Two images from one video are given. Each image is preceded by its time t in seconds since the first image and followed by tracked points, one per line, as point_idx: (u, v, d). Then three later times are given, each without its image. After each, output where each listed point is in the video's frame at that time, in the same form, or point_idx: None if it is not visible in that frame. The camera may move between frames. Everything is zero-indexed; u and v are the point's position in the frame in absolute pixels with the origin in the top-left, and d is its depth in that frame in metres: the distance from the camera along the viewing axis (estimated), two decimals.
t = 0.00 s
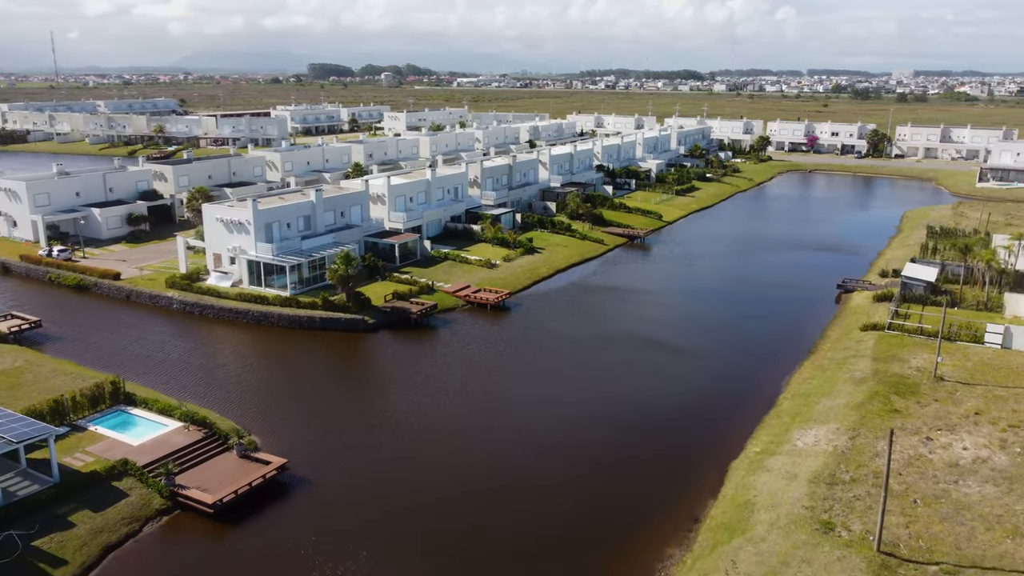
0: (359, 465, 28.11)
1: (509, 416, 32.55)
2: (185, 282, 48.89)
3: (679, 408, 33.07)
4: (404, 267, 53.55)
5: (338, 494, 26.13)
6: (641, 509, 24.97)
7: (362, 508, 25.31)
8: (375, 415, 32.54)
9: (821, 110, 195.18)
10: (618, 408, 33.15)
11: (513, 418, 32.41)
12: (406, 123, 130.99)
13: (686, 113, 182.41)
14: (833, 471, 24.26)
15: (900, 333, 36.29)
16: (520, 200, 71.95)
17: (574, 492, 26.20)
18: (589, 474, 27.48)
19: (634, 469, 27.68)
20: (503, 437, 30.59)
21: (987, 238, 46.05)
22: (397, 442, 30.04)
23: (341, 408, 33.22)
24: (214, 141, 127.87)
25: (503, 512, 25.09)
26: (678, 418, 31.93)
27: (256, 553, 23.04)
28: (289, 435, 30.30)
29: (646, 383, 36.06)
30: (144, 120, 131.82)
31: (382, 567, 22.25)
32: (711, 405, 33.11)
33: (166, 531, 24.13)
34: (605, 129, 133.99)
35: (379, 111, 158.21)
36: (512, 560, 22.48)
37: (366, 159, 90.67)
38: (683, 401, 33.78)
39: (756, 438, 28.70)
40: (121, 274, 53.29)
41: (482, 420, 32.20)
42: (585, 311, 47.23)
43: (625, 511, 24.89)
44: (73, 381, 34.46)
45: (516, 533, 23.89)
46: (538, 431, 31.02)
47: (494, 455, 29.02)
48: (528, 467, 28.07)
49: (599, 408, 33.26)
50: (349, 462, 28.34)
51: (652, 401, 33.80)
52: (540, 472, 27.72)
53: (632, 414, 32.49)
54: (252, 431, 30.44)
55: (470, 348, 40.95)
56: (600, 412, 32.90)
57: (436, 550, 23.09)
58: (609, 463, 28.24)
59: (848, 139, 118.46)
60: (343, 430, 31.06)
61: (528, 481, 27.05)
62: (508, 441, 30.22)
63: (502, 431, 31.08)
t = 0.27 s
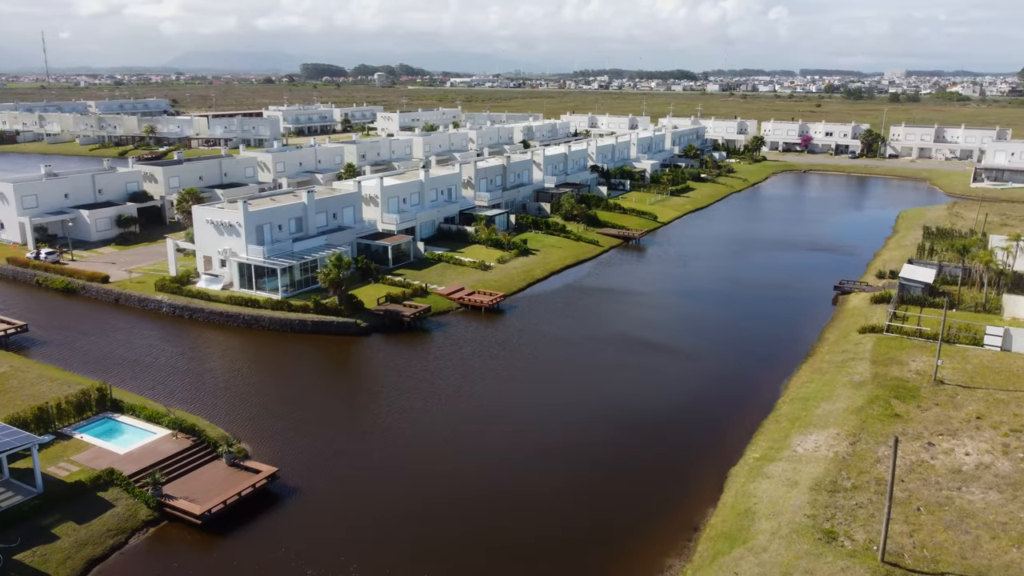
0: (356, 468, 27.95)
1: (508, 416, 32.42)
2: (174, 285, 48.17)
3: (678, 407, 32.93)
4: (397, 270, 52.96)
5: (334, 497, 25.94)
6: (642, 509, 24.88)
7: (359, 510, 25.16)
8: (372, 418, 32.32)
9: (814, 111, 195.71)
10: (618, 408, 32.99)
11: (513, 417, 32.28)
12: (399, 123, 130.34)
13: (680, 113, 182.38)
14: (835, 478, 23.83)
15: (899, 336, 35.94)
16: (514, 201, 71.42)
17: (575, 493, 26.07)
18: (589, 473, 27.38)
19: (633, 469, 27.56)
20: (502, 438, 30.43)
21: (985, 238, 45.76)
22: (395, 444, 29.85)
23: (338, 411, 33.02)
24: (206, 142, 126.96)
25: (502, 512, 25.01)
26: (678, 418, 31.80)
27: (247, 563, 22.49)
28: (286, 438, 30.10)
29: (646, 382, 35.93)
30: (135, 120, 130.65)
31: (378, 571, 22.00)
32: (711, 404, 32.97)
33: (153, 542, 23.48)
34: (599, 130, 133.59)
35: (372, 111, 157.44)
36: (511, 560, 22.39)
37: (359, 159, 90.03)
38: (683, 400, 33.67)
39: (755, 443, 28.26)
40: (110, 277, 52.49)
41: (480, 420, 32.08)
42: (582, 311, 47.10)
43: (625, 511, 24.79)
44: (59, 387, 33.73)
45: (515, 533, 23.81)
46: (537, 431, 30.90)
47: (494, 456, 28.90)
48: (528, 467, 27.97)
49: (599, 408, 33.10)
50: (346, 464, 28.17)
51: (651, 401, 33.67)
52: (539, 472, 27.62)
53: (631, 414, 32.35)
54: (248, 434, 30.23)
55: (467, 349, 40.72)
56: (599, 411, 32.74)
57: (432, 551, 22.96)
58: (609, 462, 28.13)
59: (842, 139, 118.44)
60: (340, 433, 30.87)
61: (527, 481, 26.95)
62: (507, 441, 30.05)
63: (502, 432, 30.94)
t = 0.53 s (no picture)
0: (356, 470, 27.71)
1: (509, 417, 32.21)
2: (163, 289, 47.33)
3: (679, 407, 32.58)
4: (390, 272, 52.26)
5: (332, 498, 25.74)
6: (643, 509, 24.68)
7: (359, 512, 24.94)
8: (371, 420, 32.05)
9: (807, 110, 195.84)
10: (618, 408, 32.79)
11: (512, 418, 32.04)
12: (391, 123, 129.58)
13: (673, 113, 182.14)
14: (837, 487, 23.34)
15: (898, 339, 35.50)
16: (507, 202, 70.80)
17: (575, 492, 25.88)
18: (588, 472, 27.21)
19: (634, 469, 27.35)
20: (502, 438, 30.22)
21: (984, 240, 45.45)
22: (394, 446, 29.61)
23: (337, 414, 32.74)
24: (197, 143, 125.88)
25: (503, 511, 24.85)
26: (680, 417, 31.57)
27: None
28: (284, 442, 29.86)
29: (646, 382, 35.71)
30: (125, 121, 129.33)
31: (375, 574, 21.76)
32: (713, 404, 32.69)
33: (137, 557, 22.76)
34: (592, 130, 133.13)
35: (364, 111, 156.60)
36: (509, 560, 22.21)
37: (351, 160, 89.27)
38: (683, 399, 33.43)
39: (754, 451, 27.58)
40: (97, 281, 51.60)
41: (481, 421, 31.86)
42: (578, 312, 46.85)
43: (625, 511, 24.60)
44: (43, 396, 32.93)
45: (515, 532, 23.66)
46: (536, 431, 30.72)
47: (492, 456, 28.69)
48: (528, 467, 27.79)
49: (600, 407, 32.89)
50: (346, 467, 27.92)
51: (651, 401, 33.46)
52: (538, 472, 27.43)
53: (631, 414, 32.03)
54: (245, 438, 29.98)
55: (465, 351, 40.42)
56: (599, 411, 32.51)
57: (430, 552, 22.78)
58: (609, 462, 27.94)
59: (836, 139, 118.31)
60: (339, 435, 30.60)
61: (527, 481, 26.79)
62: (507, 441, 29.84)
63: (501, 432, 30.74)
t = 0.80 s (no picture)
0: (356, 472, 27.85)
1: (508, 418, 32.46)
2: (151, 294, 46.43)
3: (677, 406, 32.82)
4: (382, 276, 51.52)
5: (332, 500, 25.87)
6: (642, 509, 24.94)
7: (359, 514, 25.09)
8: (370, 422, 32.17)
9: (800, 111, 195.97)
10: (617, 408, 33.08)
11: (511, 420, 32.28)
12: (383, 124, 128.73)
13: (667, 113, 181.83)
14: (841, 498, 22.80)
15: (898, 343, 35.04)
16: (501, 203, 70.15)
17: (575, 492, 26.19)
18: (588, 473, 27.50)
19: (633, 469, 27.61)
20: (502, 439, 30.49)
21: (982, 241, 45.08)
22: (394, 448, 29.76)
23: (336, 416, 32.83)
24: (188, 144, 124.70)
25: (503, 512, 25.12)
26: (678, 416, 31.83)
27: None
28: (284, 444, 29.95)
29: (644, 382, 35.93)
30: (115, 121, 128.04)
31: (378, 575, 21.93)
32: (711, 403, 32.93)
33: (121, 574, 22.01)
34: (586, 130, 132.62)
35: (356, 112, 155.65)
36: (510, 560, 22.50)
37: (343, 161, 88.47)
38: (682, 399, 33.66)
39: (755, 459, 27.03)
40: (84, 285, 50.62)
41: (480, 422, 32.08)
42: (573, 314, 46.57)
43: (625, 512, 24.85)
44: (25, 406, 32.06)
45: (515, 533, 23.93)
46: (534, 432, 30.96)
47: (491, 457, 28.92)
48: (527, 468, 28.07)
49: (599, 408, 33.14)
50: (346, 469, 28.07)
51: (649, 401, 33.74)
52: (538, 472, 27.69)
53: (629, 414, 32.31)
54: (244, 441, 30.05)
55: (462, 352, 40.35)
56: (599, 412, 32.76)
57: (433, 553, 23.00)
58: (609, 462, 28.22)
59: (830, 140, 118.12)
60: (338, 438, 30.70)
61: (526, 482, 27.06)
62: (506, 442, 30.10)
63: (501, 433, 30.99)
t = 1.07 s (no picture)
0: (357, 476, 27.73)
1: (510, 418, 32.46)
2: (138, 299, 45.59)
3: (679, 407, 32.81)
4: (375, 280, 50.82)
5: (332, 503, 25.80)
6: (641, 510, 24.95)
7: (359, 515, 25.03)
8: (370, 424, 32.06)
9: (794, 110, 196.06)
10: (617, 408, 33.08)
11: (511, 420, 32.27)
12: (376, 124, 127.87)
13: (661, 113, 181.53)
14: (845, 509, 22.28)
15: (898, 348, 34.61)
16: (495, 205, 69.52)
17: (575, 494, 26.06)
18: (586, 475, 27.44)
19: (632, 470, 27.61)
20: (500, 441, 30.35)
21: (981, 243, 44.71)
22: (393, 450, 29.71)
23: (337, 418, 32.75)
24: (179, 145, 123.63)
25: (502, 515, 25.00)
26: (678, 417, 31.83)
27: None
28: (284, 448, 29.86)
29: (643, 383, 35.91)
30: (105, 122, 126.86)
31: None
32: (710, 403, 32.93)
33: None
34: (580, 131, 132.12)
35: (349, 112, 154.73)
36: (509, 564, 22.36)
37: (336, 163, 87.59)
38: (681, 400, 33.65)
39: (755, 469, 26.38)
40: (71, 289, 49.73)
41: (481, 423, 32.03)
42: (569, 316, 46.24)
43: (625, 513, 24.85)
44: (8, 415, 31.22)
45: (513, 534, 23.92)
46: (532, 434, 30.83)
47: (488, 460, 28.75)
48: (527, 469, 28.06)
49: (598, 408, 33.19)
50: (346, 472, 27.98)
51: (647, 402, 33.64)
52: (536, 474, 27.53)
53: (628, 416, 32.20)
54: (244, 445, 29.93)
55: (461, 354, 40.10)
56: (598, 412, 32.76)
57: (431, 558, 22.79)
58: (609, 462, 28.24)
59: (824, 140, 117.93)
60: (337, 441, 30.61)
61: (526, 482, 27.06)
62: (505, 444, 29.99)
63: (501, 434, 30.99)
